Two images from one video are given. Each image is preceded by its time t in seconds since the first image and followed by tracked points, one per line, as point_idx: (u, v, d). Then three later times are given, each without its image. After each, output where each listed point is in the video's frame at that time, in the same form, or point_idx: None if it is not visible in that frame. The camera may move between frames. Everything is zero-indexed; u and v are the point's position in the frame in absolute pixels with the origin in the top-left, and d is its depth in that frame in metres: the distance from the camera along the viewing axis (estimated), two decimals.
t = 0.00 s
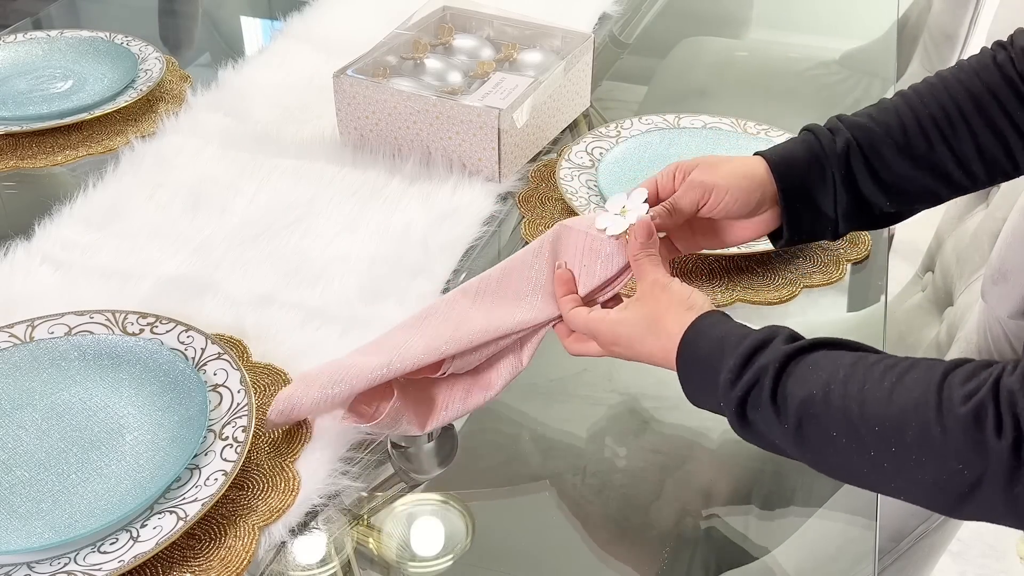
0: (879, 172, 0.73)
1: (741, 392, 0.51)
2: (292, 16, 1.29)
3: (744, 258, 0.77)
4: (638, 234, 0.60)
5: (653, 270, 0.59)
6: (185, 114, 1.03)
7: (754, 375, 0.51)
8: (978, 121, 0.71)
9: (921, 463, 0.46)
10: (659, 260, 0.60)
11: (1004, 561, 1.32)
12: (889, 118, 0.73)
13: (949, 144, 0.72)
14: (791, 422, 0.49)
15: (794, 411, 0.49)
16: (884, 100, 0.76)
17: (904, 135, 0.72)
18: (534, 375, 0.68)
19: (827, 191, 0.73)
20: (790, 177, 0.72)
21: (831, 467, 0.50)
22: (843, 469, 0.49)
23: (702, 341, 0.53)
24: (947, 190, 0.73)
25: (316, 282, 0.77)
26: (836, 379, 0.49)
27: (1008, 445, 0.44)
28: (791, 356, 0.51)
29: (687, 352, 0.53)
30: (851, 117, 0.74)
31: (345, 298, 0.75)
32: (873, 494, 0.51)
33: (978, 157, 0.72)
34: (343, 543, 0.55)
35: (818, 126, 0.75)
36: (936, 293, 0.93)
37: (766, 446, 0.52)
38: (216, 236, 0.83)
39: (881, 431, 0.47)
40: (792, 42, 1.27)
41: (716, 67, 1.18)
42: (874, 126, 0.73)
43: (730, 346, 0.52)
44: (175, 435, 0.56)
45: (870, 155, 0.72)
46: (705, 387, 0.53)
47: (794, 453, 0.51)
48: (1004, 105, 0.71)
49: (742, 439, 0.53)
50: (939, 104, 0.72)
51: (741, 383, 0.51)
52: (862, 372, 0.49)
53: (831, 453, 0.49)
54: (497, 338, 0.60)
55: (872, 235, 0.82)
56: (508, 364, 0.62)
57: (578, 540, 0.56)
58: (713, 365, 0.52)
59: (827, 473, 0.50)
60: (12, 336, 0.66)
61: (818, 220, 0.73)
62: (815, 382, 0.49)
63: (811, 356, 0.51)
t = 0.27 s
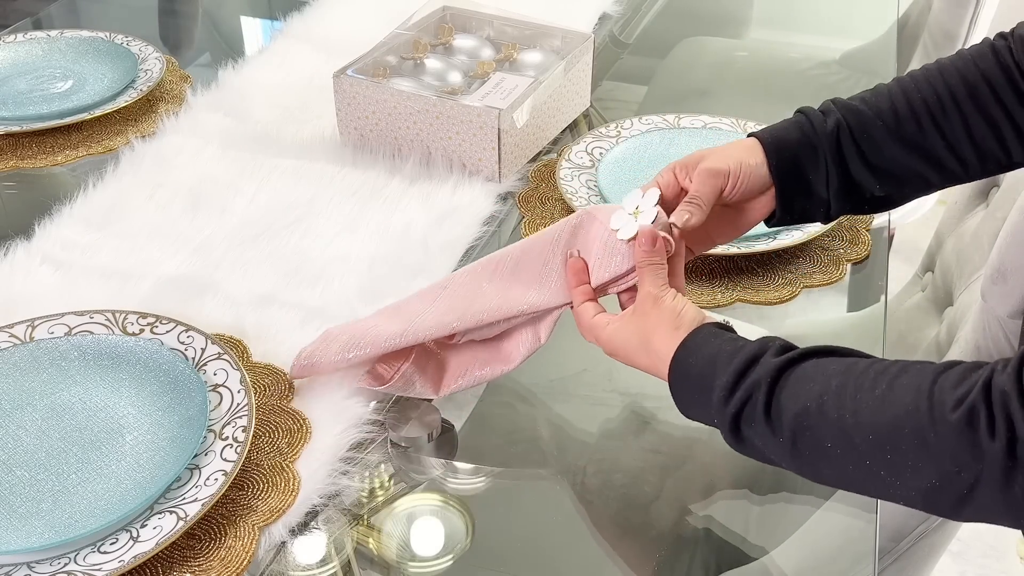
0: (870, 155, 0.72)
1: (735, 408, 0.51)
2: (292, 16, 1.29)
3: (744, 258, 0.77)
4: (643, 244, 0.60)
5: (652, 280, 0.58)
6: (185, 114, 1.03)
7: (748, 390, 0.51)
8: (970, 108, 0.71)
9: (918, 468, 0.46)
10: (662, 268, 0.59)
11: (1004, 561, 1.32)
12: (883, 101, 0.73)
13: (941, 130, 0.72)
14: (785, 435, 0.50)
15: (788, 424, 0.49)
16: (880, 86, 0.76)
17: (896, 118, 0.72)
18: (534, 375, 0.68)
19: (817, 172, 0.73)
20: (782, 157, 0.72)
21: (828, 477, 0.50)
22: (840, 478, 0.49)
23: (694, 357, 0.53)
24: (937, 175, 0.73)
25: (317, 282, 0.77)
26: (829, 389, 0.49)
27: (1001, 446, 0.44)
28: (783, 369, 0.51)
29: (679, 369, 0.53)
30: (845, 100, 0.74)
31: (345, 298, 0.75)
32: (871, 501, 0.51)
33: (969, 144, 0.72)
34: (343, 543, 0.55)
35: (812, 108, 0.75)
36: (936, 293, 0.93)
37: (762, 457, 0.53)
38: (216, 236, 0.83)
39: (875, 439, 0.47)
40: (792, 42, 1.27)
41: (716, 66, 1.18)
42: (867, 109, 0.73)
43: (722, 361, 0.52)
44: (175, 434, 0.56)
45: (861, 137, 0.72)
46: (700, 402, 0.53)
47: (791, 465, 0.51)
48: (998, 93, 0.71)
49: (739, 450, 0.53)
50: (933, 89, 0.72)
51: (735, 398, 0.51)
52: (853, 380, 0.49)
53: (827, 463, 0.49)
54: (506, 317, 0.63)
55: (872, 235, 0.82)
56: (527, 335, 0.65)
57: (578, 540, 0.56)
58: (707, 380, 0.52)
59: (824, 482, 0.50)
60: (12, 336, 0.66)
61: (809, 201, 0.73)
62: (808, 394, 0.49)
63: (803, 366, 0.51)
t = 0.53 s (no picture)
0: (867, 161, 0.72)
1: (736, 393, 0.50)
2: (292, 16, 1.29)
3: (744, 258, 0.77)
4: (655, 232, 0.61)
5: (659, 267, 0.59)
6: (185, 114, 1.03)
7: (751, 376, 0.50)
8: (967, 111, 0.70)
9: (919, 471, 0.46)
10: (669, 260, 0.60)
11: (1004, 561, 1.32)
12: (878, 105, 0.72)
13: (938, 134, 0.71)
14: (786, 426, 0.49)
15: (790, 415, 0.49)
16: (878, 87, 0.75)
17: (892, 123, 0.71)
18: (534, 375, 0.68)
19: (814, 179, 0.72)
20: (779, 165, 0.72)
21: (826, 471, 0.50)
22: (839, 473, 0.49)
23: (700, 341, 0.53)
24: (935, 181, 0.73)
25: (317, 282, 0.77)
26: (834, 385, 0.49)
27: (1007, 456, 0.44)
28: (789, 360, 0.50)
29: (684, 351, 0.53)
30: (841, 104, 0.74)
31: (345, 298, 0.75)
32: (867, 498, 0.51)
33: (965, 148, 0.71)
34: (343, 543, 0.55)
35: (808, 112, 0.74)
36: (936, 293, 0.93)
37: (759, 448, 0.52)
38: (216, 236, 0.83)
39: (878, 438, 0.47)
40: (792, 41, 1.27)
41: (716, 67, 1.18)
42: (862, 114, 0.72)
43: (728, 347, 0.51)
44: (175, 434, 0.56)
45: (857, 143, 0.72)
46: (701, 386, 0.52)
47: (788, 456, 0.51)
48: (995, 95, 0.70)
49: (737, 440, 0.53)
50: (929, 92, 0.71)
51: (738, 383, 0.50)
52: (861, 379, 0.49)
53: (826, 458, 0.49)
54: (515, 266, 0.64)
55: (872, 235, 0.82)
56: (522, 307, 0.65)
57: (578, 539, 0.56)
58: (710, 364, 0.52)
59: (821, 475, 0.50)
60: (12, 336, 0.66)
61: (806, 208, 0.73)
62: (814, 388, 0.49)
63: (810, 361, 0.50)
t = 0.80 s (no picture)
0: (893, 172, 0.73)
1: (718, 397, 0.50)
2: (292, 16, 1.29)
3: (744, 258, 0.78)
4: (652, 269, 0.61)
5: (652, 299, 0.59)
6: (185, 114, 1.03)
7: (733, 381, 0.51)
8: (987, 115, 0.72)
9: (913, 481, 0.46)
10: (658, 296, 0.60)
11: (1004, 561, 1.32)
12: (901, 115, 0.73)
13: (960, 140, 0.73)
14: (770, 433, 0.49)
15: (775, 422, 0.49)
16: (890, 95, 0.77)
17: (915, 132, 0.72)
18: (534, 375, 0.68)
19: (841, 196, 0.72)
20: (807, 181, 0.71)
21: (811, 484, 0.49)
22: (825, 485, 0.49)
23: (682, 350, 0.53)
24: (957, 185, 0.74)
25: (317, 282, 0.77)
26: (823, 394, 0.49)
27: (1013, 468, 0.44)
28: (773, 369, 0.51)
29: (662, 357, 0.53)
30: (862, 117, 0.74)
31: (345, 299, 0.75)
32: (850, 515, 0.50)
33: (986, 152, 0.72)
34: (343, 543, 0.55)
35: (829, 128, 0.74)
36: (936, 293, 0.93)
37: (740, 464, 0.52)
38: (216, 236, 0.83)
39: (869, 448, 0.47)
40: (793, 41, 1.27)
41: (716, 67, 1.18)
42: (886, 125, 0.73)
43: (712, 355, 0.52)
44: (175, 434, 0.56)
45: (883, 154, 0.72)
46: (680, 396, 0.52)
47: (771, 468, 0.50)
48: (1012, 99, 0.72)
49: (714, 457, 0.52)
50: (948, 99, 0.73)
51: (717, 388, 0.51)
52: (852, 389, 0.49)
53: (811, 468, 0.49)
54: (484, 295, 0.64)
55: (871, 236, 0.82)
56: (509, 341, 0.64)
57: (578, 539, 0.56)
58: (693, 369, 0.52)
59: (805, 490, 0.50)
60: (12, 336, 0.66)
61: (830, 224, 0.73)
62: (801, 395, 0.49)
63: (796, 374, 0.51)
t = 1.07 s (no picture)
0: (906, 212, 0.72)
1: (783, 425, 0.49)
2: (292, 16, 1.29)
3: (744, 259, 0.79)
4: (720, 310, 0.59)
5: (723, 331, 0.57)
6: (185, 114, 1.03)
7: (800, 409, 0.50)
8: (991, 140, 0.72)
9: (975, 524, 0.45)
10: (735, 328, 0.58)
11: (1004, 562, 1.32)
12: (906, 154, 0.72)
13: (967, 169, 0.72)
14: (833, 465, 0.48)
15: (837, 453, 0.48)
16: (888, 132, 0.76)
17: (922, 169, 0.72)
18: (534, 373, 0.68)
19: (859, 243, 0.72)
20: (821, 235, 0.71)
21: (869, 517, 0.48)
22: (885, 521, 0.48)
23: (749, 377, 0.52)
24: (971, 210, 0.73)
25: (316, 282, 0.77)
26: (887, 428, 0.48)
27: None
28: (842, 399, 0.50)
29: (730, 381, 0.53)
30: (866, 162, 0.73)
31: (345, 299, 0.75)
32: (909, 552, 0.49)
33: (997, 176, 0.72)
34: (343, 543, 0.55)
35: (834, 178, 0.73)
36: (936, 293, 0.93)
37: (799, 497, 0.51)
38: (216, 236, 0.83)
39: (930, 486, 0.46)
40: (793, 41, 1.27)
41: (716, 67, 1.18)
42: (891, 166, 0.72)
43: (778, 383, 0.51)
44: (175, 434, 0.56)
45: (894, 195, 0.72)
46: (741, 421, 0.51)
47: (830, 501, 0.49)
48: (1014, 120, 0.72)
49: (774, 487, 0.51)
50: (950, 130, 0.73)
51: (784, 415, 0.50)
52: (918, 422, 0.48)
53: (873, 503, 0.48)
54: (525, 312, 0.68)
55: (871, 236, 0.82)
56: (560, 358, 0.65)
57: (578, 538, 0.56)
58: (756, 398, 0.51)
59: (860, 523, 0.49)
60: (12, 336, 0.66)
61: (853, 268, 0.73)
62: (866, 428, 0.49)
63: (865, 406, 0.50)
